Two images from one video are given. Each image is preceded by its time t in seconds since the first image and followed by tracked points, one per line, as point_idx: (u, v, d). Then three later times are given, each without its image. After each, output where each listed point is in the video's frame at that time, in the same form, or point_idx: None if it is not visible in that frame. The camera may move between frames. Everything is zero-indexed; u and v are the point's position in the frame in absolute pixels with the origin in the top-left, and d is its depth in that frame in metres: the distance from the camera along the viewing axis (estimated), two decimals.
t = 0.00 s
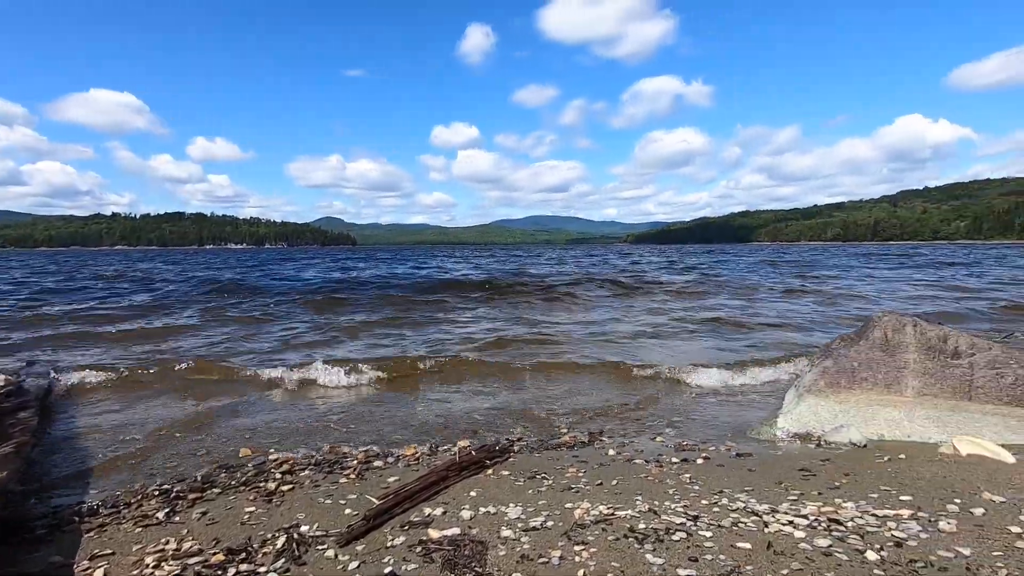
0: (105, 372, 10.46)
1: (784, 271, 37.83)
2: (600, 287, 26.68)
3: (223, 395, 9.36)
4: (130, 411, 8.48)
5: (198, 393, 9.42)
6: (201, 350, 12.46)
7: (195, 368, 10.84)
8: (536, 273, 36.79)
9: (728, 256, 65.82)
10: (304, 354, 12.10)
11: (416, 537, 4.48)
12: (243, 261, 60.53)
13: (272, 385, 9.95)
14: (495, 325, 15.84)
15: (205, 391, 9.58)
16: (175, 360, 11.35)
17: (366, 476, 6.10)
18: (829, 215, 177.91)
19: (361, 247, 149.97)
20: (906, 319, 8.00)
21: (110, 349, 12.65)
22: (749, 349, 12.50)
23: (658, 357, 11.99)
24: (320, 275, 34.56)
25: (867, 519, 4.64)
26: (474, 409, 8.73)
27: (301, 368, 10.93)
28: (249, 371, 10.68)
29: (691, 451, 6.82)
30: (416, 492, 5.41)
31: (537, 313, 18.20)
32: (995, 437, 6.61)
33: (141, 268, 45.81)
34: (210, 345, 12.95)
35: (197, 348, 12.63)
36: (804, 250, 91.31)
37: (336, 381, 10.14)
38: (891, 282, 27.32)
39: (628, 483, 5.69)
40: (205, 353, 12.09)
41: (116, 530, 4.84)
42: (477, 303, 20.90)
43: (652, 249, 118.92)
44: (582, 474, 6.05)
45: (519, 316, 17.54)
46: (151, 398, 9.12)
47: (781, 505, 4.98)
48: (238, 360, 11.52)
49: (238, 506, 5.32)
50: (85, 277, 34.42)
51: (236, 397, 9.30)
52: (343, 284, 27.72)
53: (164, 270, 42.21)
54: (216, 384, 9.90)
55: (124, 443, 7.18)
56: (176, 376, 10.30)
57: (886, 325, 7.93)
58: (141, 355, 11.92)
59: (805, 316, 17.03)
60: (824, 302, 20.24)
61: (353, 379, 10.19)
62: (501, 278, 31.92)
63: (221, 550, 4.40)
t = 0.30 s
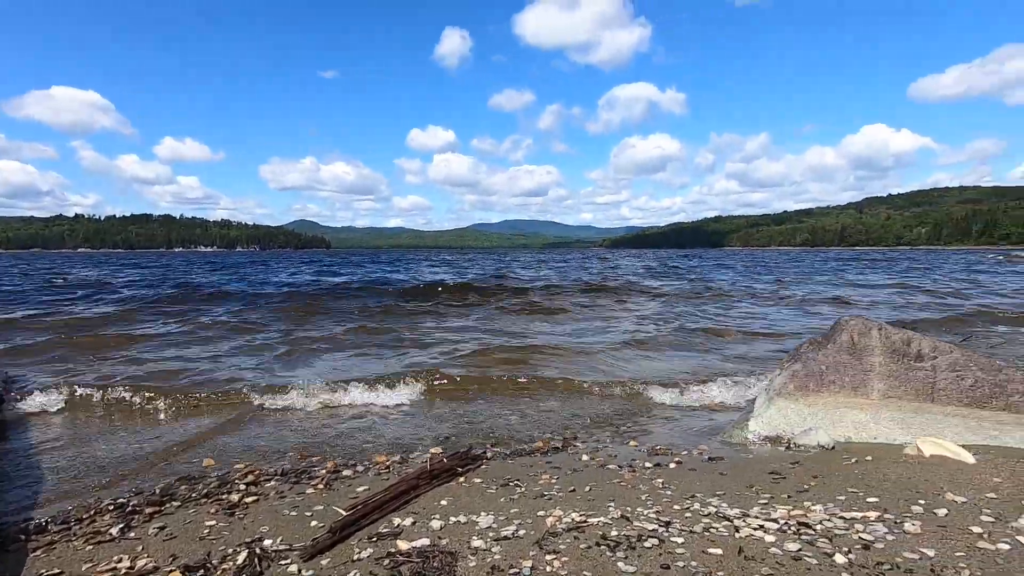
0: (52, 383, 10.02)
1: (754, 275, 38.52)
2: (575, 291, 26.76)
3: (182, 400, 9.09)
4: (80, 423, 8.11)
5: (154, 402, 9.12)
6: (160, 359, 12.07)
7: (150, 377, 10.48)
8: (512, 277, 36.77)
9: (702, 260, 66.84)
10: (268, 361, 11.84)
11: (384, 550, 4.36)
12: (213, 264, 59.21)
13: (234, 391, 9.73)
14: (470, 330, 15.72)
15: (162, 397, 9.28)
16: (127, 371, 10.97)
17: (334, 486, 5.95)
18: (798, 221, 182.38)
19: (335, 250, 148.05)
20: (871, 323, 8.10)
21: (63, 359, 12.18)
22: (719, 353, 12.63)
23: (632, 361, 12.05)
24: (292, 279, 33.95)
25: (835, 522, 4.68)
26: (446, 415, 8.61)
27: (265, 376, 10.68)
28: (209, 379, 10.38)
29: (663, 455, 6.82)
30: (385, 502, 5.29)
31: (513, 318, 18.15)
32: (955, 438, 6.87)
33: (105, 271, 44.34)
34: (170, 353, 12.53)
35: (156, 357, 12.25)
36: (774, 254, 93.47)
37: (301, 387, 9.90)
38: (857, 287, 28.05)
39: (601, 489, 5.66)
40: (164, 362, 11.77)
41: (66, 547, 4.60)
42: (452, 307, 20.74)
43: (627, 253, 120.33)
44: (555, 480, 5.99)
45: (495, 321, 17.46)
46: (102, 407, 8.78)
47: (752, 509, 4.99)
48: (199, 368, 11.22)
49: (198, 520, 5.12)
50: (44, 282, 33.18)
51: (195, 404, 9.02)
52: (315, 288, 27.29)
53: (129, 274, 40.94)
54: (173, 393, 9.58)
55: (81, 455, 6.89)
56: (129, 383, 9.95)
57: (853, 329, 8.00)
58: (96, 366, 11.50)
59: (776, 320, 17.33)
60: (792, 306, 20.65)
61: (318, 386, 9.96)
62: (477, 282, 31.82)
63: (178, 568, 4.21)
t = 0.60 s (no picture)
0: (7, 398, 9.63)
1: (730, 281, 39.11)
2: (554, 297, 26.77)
3: (145, 414, 8.77)
4: (27, 434, 7.78)
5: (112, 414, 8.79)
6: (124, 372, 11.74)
7: (108, 390, 10.11)
8: (491, 282, 36.67)
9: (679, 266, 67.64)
10: (238, 373, 11.55)
11: (352, 568, 4.21)
12: (185, 270, 57.88)
13: (198, 403, 9.42)
14: (447, 338, 15.57)
15: (121, 412, 8.95)
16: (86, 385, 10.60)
17: (304, 500, 5.76)
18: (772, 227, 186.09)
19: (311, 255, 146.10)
20: (842, 328, 8.18)
21: (19, 371, 11.72)
22: (694, 359, 12.71)
23: (608, 368, 12.03)
24: (266, 286, 33.37)
25: (809, 529, 4.68)
26: (421, 425, 8.47)
27: (231, 387, 10.39)
28: (173, 392, 10.05)
29: (640, 463, 6.79)
30: (355, 516, 5.13)
31: (491, 325, 18.03)
32: (924, 441, 7.01)
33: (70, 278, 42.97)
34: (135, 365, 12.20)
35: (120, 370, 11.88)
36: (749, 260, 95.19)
37: (269, 398, 9.65)
38: (828, 292, 28.64)
39: (578, 499, 5.57)
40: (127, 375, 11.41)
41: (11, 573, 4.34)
42: (429, 313, 20.53)
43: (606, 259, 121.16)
44: (531, 490, 5.90)
45: (472, 328, 17.32)
46: (61, 421, 8.42)
47: (727, 517, 4.97)
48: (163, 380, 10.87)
49: (158, 539, 4.90)
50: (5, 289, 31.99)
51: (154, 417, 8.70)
52: (290, 295, 26.84)
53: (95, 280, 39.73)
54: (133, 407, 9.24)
55: (35, 474, 6.57)
56: (88, 399, 9.58)
57: (824, 334, 8.07)
58: (53, 380, 11.08)
59: (750, 326, 17.54)
60: (766, 312, 20.96)
61: (290, 397, 9.73)
62: (456, 289, 31.64)
63: None
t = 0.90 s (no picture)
0: None
1: (708, 284, 39.59)
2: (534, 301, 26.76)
3: (111, 426, 8.46)
4: None
5: (68, 426, 8.43)
6: (86, 378, 11.35)
7: (67, 401, 9.73)
8: (471, 286, 36.53)
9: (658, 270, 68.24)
10: (205, 382, 11.24)
11: None
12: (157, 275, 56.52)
13: (162, 414, 9.12)
14: (426, 344, 15.41)
15: (79, 422, 8.60)
16: (45, 394, 10.20)
17: (274, 514, 5.59)
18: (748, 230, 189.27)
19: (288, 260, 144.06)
20: (816, 332, 8.30)
21: None
22: (674, 363, 12.77)
23: (587, 373, 12.01)
24: (241, 291, 32.79)
25: (786, 535, 4.68)
26: (399, 434, 8.32)
27: (199, 398, 10.09)
28: (137, 402, 9.71)
29: (619, 469, 6.76)
30: (327, 531, 4.98)
31: (470, 330, 17.92)
32: (896, 443, 7.13)
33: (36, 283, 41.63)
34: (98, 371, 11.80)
35: (83, 377, 11.48)
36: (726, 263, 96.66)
37: (242, 409, 9.40)
38: (803, 295, 29.16)
39: (556, 508, 5.51)
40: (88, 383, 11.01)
41: None
42: (408, 317, 20.33)
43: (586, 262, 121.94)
44: (509, 500, 5.81)
45: (452, 334, 17.18)
46: (20, 434, 8.07)
47: (705, 525, 4.95)
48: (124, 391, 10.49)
49: (118, 559, 4.69)
50: None
51: (113, 430, 8.35)
52: (266, 300, 26.38)
53: (63, 285, 38.55)
54: (91, 417, 8.87)
55: None
56: (52, 410, 9.24)
57: (799, 338, 8.16)
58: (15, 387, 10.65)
59: (727, 329, 17.73)
60: (743, 315, 21.24)
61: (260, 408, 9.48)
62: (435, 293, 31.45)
63: None
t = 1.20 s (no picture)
0: None
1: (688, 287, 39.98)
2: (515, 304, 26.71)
3: (77, 439, 8.16)
4: None
5: (29, 439, 8.10)
6: (52, 385, 10.99)
7: (28, 413, 9.39)
8: (452, 290, 36.34)
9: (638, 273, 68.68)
10: (179, 391, 10.98)
11: None
12: (131, 279, 55.17)
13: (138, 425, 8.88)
14: (406, 349, 15.25)
15: (41, 436, 8.30)
16: (5, 401, 9.87)
17: (245, 528, 5.42)
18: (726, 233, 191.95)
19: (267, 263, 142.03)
20: (792, 334, 8.38)
21: None
22: (654, 366, 12.84)
23: (567, 377, 11.97)
24: (218, 296, 32.19)
25: (763, 540, 4.67)
26: (376, 441, 8.18)
27: (175, 407, 9.87)
28: (104, 415, 9.43)
29: (598, 474, 6.71)
30: (298, 545, 4.83)
31: (451, 335, 17.78)
32: (870, 444, 7.23)
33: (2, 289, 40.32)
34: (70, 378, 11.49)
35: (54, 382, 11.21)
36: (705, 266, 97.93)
37: (216, 419, 9.16)
38: (781, 297, 29.61)
39: (534, 517, 5.43)
40: (53, 390, 10.67)
41: None
42: (388, 322, 20.15)
43: (568, 265, 122.40)
44: (486, 508, 5.72)
45: (432, 339, 17.03)
46: None
47: (683, 530, 4.92)
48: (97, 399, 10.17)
49: None
50: None
51: (85, 443, 8.09)
52: (243, 305, 25.92)
53: (30, 291, 37.39)
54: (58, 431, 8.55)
55: None
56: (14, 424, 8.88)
57: (776, 340, 8.24)
58: None
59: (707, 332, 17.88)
60: (722, 318, 21.45)
61: (242, 417, 9.31)
62: (416, 297, 31.23)
63: None
